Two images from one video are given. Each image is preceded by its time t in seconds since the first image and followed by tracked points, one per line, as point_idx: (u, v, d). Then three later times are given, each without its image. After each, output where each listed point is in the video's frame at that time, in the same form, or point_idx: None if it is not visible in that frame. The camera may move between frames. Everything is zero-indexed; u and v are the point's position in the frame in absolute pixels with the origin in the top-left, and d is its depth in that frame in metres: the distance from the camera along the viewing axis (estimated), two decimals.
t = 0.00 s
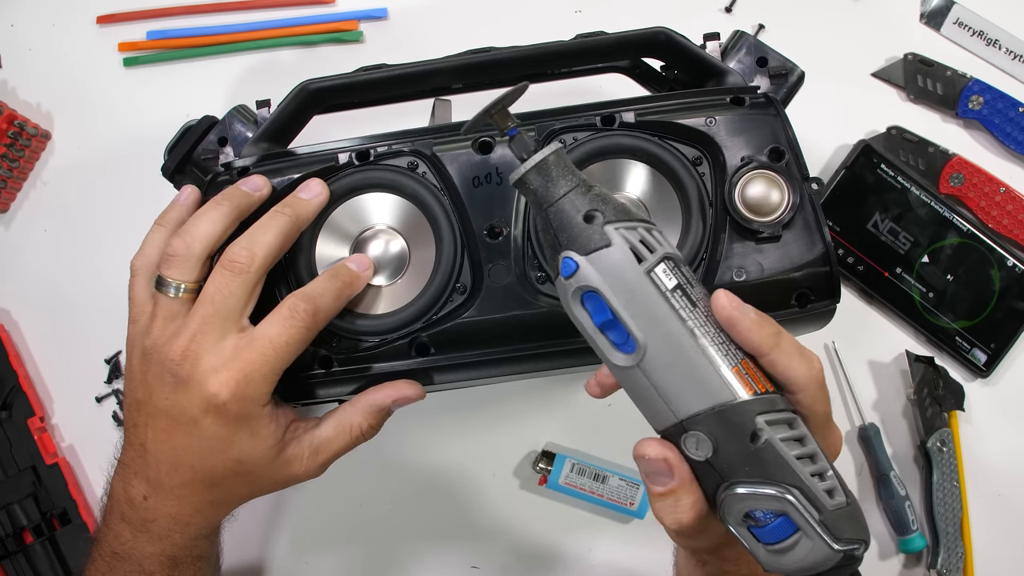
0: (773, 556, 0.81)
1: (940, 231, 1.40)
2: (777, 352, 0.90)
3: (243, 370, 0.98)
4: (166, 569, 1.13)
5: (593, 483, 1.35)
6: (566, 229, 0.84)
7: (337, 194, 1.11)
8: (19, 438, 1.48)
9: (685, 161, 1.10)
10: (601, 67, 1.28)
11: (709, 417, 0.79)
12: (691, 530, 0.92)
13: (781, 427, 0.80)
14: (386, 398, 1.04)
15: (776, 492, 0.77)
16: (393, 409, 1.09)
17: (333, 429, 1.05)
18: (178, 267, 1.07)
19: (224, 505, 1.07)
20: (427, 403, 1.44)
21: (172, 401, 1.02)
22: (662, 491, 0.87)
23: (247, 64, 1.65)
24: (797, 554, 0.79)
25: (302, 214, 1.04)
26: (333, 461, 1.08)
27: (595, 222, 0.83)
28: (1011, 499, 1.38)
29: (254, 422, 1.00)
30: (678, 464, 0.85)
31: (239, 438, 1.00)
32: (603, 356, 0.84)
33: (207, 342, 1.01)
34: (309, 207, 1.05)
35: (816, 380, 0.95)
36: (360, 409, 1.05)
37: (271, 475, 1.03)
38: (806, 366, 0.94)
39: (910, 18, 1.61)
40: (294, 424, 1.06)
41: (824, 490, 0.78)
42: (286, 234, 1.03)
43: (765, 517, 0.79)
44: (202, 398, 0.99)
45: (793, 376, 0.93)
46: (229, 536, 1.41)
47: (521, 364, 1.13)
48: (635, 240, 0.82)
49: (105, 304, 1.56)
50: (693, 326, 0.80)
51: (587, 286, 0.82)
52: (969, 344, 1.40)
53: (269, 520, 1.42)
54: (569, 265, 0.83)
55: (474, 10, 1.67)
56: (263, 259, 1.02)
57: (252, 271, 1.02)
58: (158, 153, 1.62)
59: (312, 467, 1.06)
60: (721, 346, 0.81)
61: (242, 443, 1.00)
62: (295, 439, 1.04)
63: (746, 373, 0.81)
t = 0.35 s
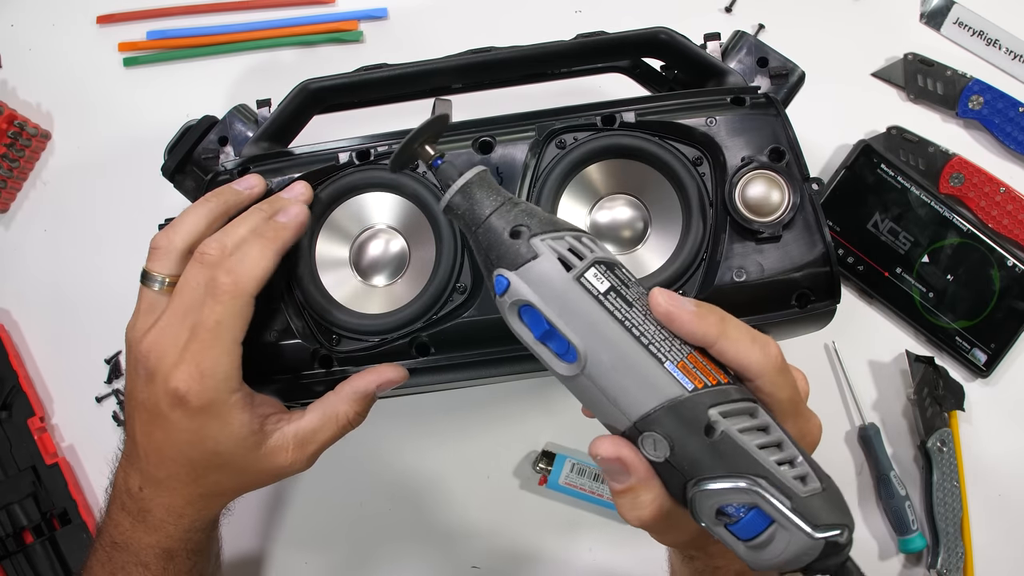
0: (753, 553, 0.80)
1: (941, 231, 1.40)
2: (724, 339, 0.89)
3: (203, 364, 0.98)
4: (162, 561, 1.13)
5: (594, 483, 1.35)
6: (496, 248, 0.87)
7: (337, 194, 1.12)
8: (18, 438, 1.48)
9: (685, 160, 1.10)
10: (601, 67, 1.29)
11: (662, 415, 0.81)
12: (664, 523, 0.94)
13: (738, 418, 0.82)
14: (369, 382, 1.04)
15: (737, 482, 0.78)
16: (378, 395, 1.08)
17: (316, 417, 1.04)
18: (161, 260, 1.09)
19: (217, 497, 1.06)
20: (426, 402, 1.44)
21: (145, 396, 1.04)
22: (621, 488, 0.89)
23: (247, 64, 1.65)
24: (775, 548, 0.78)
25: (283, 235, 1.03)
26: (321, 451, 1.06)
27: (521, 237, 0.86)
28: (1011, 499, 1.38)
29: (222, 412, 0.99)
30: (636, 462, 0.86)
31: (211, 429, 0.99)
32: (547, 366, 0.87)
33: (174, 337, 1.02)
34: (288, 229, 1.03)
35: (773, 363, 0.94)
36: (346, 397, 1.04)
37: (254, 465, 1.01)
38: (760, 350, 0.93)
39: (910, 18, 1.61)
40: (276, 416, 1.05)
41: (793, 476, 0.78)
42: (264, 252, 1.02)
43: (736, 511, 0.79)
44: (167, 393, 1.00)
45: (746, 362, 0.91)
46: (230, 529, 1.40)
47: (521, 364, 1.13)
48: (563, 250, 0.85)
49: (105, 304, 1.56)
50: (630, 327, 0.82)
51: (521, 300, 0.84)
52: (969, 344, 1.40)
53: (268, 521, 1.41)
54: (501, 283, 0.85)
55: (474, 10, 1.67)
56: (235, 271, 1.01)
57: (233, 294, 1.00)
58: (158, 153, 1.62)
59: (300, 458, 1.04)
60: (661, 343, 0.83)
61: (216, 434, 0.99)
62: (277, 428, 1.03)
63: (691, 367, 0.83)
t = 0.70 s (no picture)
0: (821, 465, 0.71)
1: (940, 231, 1.40)
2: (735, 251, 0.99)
3: (170, 363, 0.97)
4: (162, 555, 1.13)
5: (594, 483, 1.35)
6: (490, 228, 0.89)
7: (337, 194, 1.11)
8: (18, 438, 1.47)
9: (685, 160, 1.10)
10: (601, 68, 1.29)
11: (682, 342, 0.78)
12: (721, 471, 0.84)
13: (767, 326, 0.77)
14: (370, 381, 1.04)
15: (782, 384, 0.72)
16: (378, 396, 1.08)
17: (314, 406, 1.03)
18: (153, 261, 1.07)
19: (213, 492, 1.06)
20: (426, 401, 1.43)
21: (134, 395, 1.05)
22: (668, 430, 0.78)
23: (247, 64, 1.65)
24: (840, 450, 0.70)
25: (179, 217, 0.98)
26: (316, 443, 1.06)
27: (511, 211, 0.88)
28: (1011, 499, 1.38)
29: (202, 407, 0.98)
30: (677, 394, 0.78)
31: (195, 424, 0.98)
32: (567, 330, 0.86)
33: (141, 349, 1.02)
34: (184, 208, 0.99)
35: (797, 262, 1.00)
36: (345, 394, 1.03)
37: (245, 458, 1.01)
38: (779, 253, 1.00)
39: (910, 18, 1.61)
40: (268, 406, 1.04)
41: (838, 369, 0.72)
42: (170, 241, 0.97)
43: (790, 421, 0.72)
44: (149, 393, 0.99)
45: (766, 266, 1.00)
46: (230, 525, 1.40)
47: (522, 362, 1.14)
48: (555, 213, 0.87)
49: (105, 304, 1.56)
50: (633, 264, 0.81)
51: (525, 266, 0.85)
52: (969, 344, 1.40)
53: (267, 521, 1.41)
54: (501, 258, 0.86)
55: (474, 10, 1.67)
56: (152, 270, 0.97)
57: (158, 297, 0.96)
58: (158, 153, 1.63)
59: (292, 450, 1.03)
60: (668, 272, 0.81)
61: (201, 428, 0.98)
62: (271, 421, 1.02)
63: (706, 287, 0.80)
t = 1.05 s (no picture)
0: (795, 469, 0.69)
1: (940, 231, 1.40)
2: (712, 259, 0.96)
3: (169, 366, 0.97)
4: (165, 555, 1.13)
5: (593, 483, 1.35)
6: (472, 237, 0.90)
7: (337, 195, 1.11)
8: (18, 438, 1.47)
9: (685, 161, 1.10)
10: (601, 68, 1.29)
11: (654, 346, 0.77)
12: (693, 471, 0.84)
13: (738, 330, 0.76)
14: (370, 383, 1.04)
15: (751, 387, 0.71)
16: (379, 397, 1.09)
17: (316, 407, 1.04)
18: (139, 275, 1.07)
19: (215, 491, 1.07)
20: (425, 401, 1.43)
21: (135, 395, 1.05)
22: (641, 432, 0.79)
23: (247, 64, 1.65)
24: (812, 453, 0.68)
25: (162, 221, 0.97)
26: (316, 446, 1.06)
27: (492, 222, 0.90)
28: (1011, 499, 1.38)
29: (202, 408, 0.98)
30: (650, 397, 0.78)
31: (196, 426, 0.99)
32: (544, 336, 0.86)
33: (138, 351, 1.02)
34: (165, 210, 0.98)
35: (777, 271, 0.96)
36: (347, 396, 1.04)
37: (247, 458, 1.01)
38: (759, 262, 0.96)
39: (910, 18, 1.61)
40: (269, 407, 1.04)
41: (810, 372, 0.71)
42: (156, 246, 0.97)
43: (762, 424, 0.71)
44: (150, 394, 1.00)
45: (742, 275, 0.96)
46: (232, 524, 1.40)
47: (522, 365, 1.14)
48: (534, 223, 0.88)
49: (106, 304, 1.56)
50: (607, 271, 0.82)
51: (505, 274, 0.86)
52: (969, 344, 1.40)
53: (268, 521, 1.41)
54: (484, 267, 0.88)
55: (474, 10, 1.67)
56: (143, 275, 0.96)
57: (151, 303, 0.96)
58: (158, 153, 1.62)
59: (293, 452, 1.04)
60: (642, 276, 0.81)
61: (202, 429, 0.99)
62: (272, 422, 1.02)
63: (679, 291, 0.80)
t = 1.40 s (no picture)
0: (777, 482, 0.70)
1: (941, 231, 1.40)
2: (697, 273, 0.94)
3: (174, 374, 0.96)
4: (171, 558, 1.13)
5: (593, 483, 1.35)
6: (463, 250, 0.91)
7: (337, 196, 1.11)
8: (18, 438, 1.47)
9: (685, 161, 1.10)
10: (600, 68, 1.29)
11: (638, 359, 0.77)
12: (676, 485, 0.84)
13: (722, 343, 0.76)
14: (362, 391, 1.02)
15: (731, 401, 0.71)
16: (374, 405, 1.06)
17: (312, 418, 1.03)
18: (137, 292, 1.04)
19: (220, 494, 1.07)
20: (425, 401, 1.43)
21: (137, 403, 1.05)
22: (625, 443, 0.80)
23: (247, 64, 1.65)
24: (793, 467, 0.68)
25: (161, 229, 0.96)
26: (318, 457, 1.05)
27: (482, 236, 0.90)
28: (1011, 499, 1.38)
29: (206, 415, 0.98)
30: (634, 408, 0.78)
31: (201, 433, 0.98)
32: (532, 348, 0.87)
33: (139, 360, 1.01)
34: (164, 218, 0.96)
35: (764, 284, 0.94)
36: (341, 407, 1.03)
37: (251, 464, 1.01)
38: (745, 275, 0.94)
39: (910, 18, 1.61)
40: (270, 416, 1.04)
41: (791, 386, 0.71)
42: (157, 254, 0.96)
43: (744, 437, 0.71)
44: (153, 403, 0.99)
45: (727, 288, 0.94)
46: (236, 525, 1.40)
47: (523, 365, 1.13)
48: (521, 236, 0.88)
49: (107, 304, 1.56)
50: (592, 284, 0.81)
51: (493, 287, 0.86)
52: (969, 344, 1.40)
53: (268, 521, 1.40)
54: (473, 280, 0.88)
55: (474, 11, 1.67)
56: (144, 285, 0.95)
57: (157, 313, 0.95)
58: (158, 153, 1.63)
59: (295, 463, 1.03)
60: (627, 290, 0.81)
61: (206, 436, 0.99)
62: (272, 433, 1.02)
63: (663, 304, 0.80)
